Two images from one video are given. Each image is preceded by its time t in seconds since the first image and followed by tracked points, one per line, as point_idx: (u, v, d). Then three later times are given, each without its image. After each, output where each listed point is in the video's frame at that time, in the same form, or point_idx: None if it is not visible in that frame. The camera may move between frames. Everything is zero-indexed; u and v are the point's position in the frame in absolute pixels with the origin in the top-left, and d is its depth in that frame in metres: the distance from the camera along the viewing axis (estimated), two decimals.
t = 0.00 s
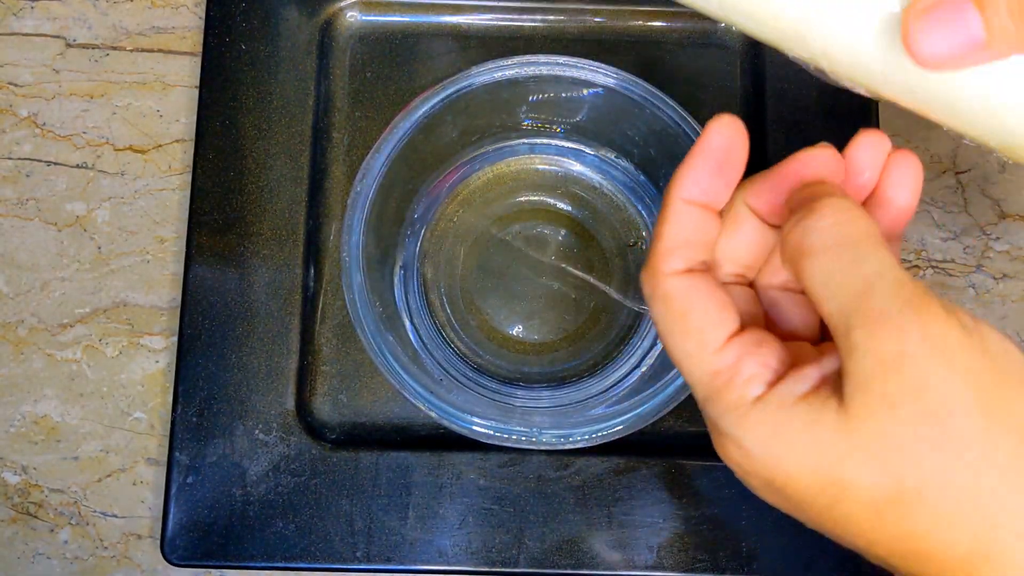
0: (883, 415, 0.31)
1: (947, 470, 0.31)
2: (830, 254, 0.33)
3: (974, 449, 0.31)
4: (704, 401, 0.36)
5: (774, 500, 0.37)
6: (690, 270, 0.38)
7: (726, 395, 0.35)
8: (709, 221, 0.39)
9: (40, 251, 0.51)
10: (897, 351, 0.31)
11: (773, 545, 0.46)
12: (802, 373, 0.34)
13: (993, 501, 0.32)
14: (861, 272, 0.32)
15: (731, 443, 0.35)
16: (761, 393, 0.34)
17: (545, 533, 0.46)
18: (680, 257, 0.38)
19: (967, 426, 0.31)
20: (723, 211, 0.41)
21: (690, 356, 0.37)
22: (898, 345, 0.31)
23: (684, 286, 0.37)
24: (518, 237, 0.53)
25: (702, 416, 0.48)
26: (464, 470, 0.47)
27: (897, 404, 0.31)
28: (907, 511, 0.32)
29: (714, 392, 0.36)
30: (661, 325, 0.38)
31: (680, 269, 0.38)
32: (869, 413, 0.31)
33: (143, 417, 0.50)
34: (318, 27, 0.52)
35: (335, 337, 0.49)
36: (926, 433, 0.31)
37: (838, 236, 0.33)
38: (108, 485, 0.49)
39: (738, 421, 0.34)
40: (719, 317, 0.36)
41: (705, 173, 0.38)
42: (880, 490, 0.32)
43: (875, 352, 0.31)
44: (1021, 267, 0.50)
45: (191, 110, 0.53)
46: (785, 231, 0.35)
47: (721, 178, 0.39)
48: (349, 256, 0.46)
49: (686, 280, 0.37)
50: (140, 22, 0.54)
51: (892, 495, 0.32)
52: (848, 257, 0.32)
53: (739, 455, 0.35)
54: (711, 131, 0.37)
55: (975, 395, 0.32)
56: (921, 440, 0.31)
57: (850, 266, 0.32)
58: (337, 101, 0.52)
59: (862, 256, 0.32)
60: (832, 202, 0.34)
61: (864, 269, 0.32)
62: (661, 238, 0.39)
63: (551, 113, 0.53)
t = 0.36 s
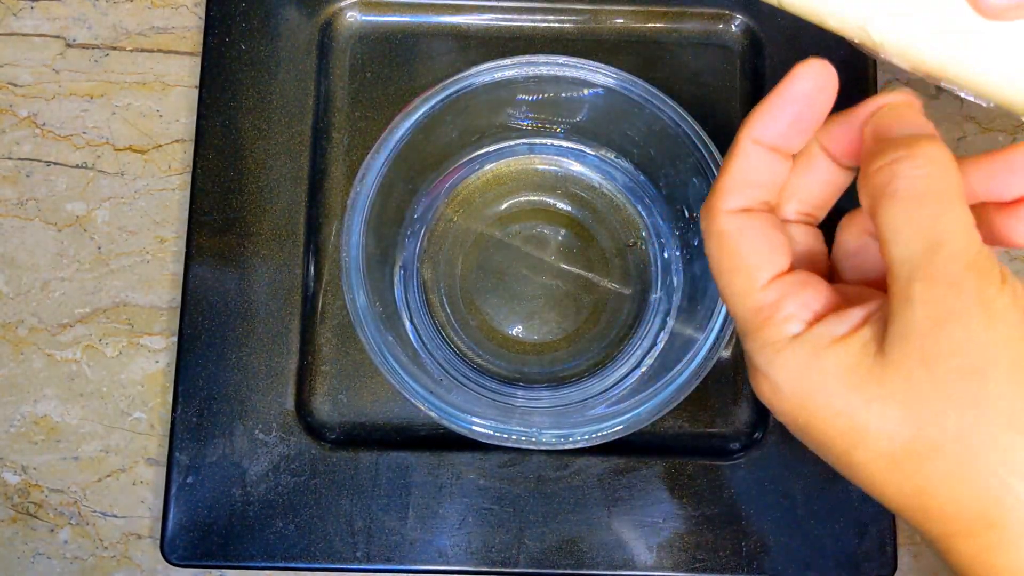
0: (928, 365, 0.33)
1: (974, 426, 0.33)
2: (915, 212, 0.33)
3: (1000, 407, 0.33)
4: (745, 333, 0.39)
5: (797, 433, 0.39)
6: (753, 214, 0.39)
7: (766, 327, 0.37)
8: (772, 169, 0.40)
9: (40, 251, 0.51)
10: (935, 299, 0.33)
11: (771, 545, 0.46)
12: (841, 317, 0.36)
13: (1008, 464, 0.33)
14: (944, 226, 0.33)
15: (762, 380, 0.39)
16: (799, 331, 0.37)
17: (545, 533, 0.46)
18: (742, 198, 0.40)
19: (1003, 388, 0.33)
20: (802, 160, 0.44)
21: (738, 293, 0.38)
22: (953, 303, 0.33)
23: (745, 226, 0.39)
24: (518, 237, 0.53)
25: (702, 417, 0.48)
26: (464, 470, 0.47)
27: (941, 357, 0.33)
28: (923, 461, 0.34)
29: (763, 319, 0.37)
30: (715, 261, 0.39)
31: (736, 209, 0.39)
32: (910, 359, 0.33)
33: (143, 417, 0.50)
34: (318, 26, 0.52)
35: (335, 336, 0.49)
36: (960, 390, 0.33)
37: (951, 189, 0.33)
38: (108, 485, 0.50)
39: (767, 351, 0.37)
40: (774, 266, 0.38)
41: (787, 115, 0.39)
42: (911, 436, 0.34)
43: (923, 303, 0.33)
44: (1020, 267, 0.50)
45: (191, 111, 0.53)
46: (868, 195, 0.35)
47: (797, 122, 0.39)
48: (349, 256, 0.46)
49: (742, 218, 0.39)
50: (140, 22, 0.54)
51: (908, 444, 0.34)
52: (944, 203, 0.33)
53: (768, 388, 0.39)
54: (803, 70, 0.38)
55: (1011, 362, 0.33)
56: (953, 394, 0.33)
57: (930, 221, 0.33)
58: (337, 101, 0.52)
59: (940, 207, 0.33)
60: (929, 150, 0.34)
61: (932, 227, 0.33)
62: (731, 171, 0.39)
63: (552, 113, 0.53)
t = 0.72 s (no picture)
0: (896, 471, 0.35)
1: (932, 531, 0.35)
2: (898, 333, 0.34)
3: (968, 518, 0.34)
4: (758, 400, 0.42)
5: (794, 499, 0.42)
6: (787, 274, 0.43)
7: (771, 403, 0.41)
8: (808, 237, 0.43)
9: (40, 251, 0.51)
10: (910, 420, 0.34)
11: (771, 545, 0.46)
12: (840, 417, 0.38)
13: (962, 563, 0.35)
14: (936, 353, 0.33)
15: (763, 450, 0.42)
16: (799, 414, 0.40)
17: (545, 533, 0.46)
18: (782, 258, 0.43)
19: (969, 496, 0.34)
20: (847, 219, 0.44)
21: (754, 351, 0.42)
22: (920, 439, 0.34)
23: (777, 286, 0.42)
24: (518, 236, 0.53)
25: (702, 417, 0.48)
26: (465, 470, 0.47)
27: (915, 474, 0.34)
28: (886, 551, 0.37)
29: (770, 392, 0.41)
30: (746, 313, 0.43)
31: (776, 270, 0.43)
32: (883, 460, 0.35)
33: (143, 417, 0.50)
34: (318, 26, 0.52)
35: (335, 336, 0.49)
36: (919, 490, 0.35)
37: (949, 308, 0.33)
38: (108, 485, 0.50)
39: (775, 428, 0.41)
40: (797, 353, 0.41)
41: (836, 177, 0.41)
42: (866, 521, 0.37)
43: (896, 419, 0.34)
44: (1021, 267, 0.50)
45: (191, 111, 0.53)
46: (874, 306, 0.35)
47: (846, 186, 0.41)
48: (349, 256, 0.46)
49: (778, 279, 0.42)
50: (140, 22, 0.54)
51: (876, 551, 0.37)
52: (942, 310, 0.32)
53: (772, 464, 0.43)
54: (847, 143, 0.40)
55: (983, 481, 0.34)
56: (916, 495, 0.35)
57: (905, 351, 0.33)
58: (337, 101, 0.51)
59: (924, 326, 0.33)
60: (936, 242, 0.33)
61: (928, 345, 0.33)
62: (773, 232, 0.43)
63: (552, 113, 0.53)
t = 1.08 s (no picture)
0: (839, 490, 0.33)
1: (888, 543, 0.32)
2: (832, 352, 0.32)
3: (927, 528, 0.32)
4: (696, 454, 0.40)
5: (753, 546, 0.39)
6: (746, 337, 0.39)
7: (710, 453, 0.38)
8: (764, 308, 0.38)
9: (41, 251, 0.51)
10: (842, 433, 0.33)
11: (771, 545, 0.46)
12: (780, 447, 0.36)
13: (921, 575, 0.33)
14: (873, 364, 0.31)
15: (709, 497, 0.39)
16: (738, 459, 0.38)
17: (545, 533, 0.46)
18: (710, 328, 0.38)
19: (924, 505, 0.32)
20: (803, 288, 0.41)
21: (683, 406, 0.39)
22: (869, 446, 0.32)
23: (696, 352, 0.39)
24: (518, 237, 0.53)
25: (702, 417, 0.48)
26: (465, 470, 0.47)
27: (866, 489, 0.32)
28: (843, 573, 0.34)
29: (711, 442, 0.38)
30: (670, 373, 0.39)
31: (697, 336, 0.39)
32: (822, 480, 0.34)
33: (143, 417, 0.50)
34: (318, 27, 0.52)
35: (335, 336, 0.49)
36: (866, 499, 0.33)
37: (880, 310, 0.31)
38: (108, 485, 0.49)
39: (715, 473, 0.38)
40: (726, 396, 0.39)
41: (755, 287, 0.37)
42: (818, 550, 0.34)
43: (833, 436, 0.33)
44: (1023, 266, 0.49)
45: (191, 111, 0.53)
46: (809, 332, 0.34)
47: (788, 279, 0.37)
48: (349, 256, 0.46)
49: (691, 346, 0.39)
50: (140, 22, 0.54)
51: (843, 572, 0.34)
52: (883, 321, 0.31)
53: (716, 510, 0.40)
54: (791, 246, 0.36)
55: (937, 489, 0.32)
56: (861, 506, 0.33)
57: (845, 355, 0.32)
58: (337, 101, 0.51)
59: (865, 337, 0.31)
60: (868, 268, 0.31)
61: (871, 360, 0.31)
62: (695, 306, 0.38)
63: (551, 113, 0.53)
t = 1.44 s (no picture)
0: (874, 472, 0.31)
1: (941, 510, 0.31)
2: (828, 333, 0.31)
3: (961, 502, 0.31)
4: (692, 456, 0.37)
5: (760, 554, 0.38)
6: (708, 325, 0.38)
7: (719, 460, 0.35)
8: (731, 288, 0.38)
9: (41, 251, 0.51)
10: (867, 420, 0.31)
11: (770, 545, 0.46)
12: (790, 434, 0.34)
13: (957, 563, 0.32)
14: (888, 321, 0.30)
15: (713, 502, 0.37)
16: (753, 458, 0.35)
17: (545, 533, 0.46)
18: (689, 312, 0.37)
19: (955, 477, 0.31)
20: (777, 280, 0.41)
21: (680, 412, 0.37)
22: (905, 408, 0.30)
23: (688, 342, 0.37)
24: (518, 236, 0.53)
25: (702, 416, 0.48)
26: (465, 469, 0.47)
27: (910, 458, 0.31)
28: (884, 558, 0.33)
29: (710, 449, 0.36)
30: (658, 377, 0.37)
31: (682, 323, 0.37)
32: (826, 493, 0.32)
33: (143, 417, 0.50)
34: (318, 27, 0.52)
35: (335, 336, 0.49)
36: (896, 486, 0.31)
37: (883, 273, 0.31)
38: (108, 485, 0.49)
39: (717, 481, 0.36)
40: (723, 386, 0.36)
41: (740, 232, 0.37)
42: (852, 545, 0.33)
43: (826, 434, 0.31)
44: None
45: (191, 111, 0.53)
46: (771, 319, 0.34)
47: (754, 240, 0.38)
48: (349, 255, 0.46)
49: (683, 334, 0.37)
50: (140, 22, 0.54)
51: (891, 557, 0.32)
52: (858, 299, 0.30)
53: (729, 516, 0.36)
54: (755, 200, 0.37)
55: (979, 456, 0.31)
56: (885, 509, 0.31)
57: (855, 318, 0.30)
58: (337, 101, 0.51)
59: (875, 294, 0.30)
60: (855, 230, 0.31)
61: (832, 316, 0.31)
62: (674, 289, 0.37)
63: (551, 113, 0.53)
